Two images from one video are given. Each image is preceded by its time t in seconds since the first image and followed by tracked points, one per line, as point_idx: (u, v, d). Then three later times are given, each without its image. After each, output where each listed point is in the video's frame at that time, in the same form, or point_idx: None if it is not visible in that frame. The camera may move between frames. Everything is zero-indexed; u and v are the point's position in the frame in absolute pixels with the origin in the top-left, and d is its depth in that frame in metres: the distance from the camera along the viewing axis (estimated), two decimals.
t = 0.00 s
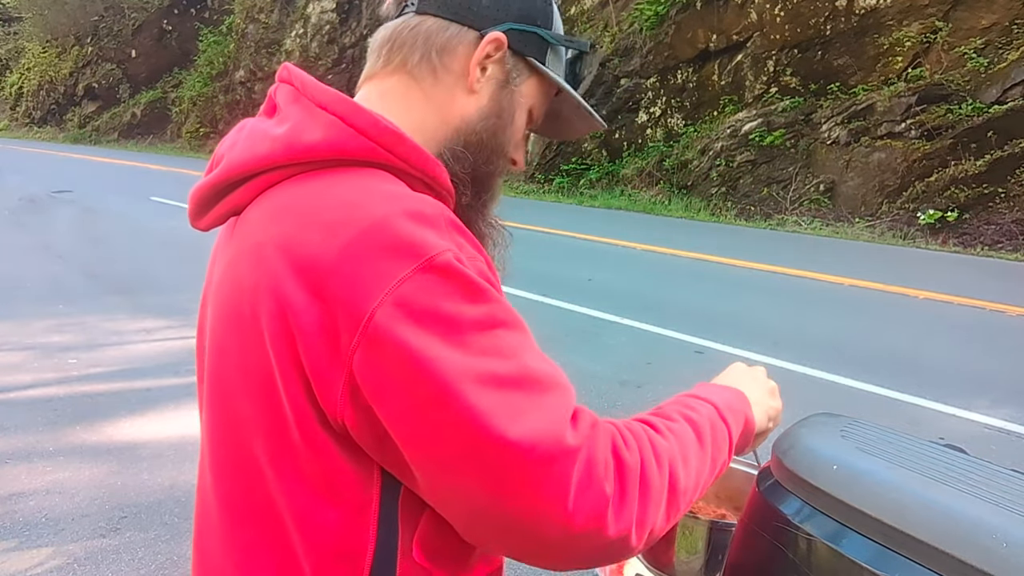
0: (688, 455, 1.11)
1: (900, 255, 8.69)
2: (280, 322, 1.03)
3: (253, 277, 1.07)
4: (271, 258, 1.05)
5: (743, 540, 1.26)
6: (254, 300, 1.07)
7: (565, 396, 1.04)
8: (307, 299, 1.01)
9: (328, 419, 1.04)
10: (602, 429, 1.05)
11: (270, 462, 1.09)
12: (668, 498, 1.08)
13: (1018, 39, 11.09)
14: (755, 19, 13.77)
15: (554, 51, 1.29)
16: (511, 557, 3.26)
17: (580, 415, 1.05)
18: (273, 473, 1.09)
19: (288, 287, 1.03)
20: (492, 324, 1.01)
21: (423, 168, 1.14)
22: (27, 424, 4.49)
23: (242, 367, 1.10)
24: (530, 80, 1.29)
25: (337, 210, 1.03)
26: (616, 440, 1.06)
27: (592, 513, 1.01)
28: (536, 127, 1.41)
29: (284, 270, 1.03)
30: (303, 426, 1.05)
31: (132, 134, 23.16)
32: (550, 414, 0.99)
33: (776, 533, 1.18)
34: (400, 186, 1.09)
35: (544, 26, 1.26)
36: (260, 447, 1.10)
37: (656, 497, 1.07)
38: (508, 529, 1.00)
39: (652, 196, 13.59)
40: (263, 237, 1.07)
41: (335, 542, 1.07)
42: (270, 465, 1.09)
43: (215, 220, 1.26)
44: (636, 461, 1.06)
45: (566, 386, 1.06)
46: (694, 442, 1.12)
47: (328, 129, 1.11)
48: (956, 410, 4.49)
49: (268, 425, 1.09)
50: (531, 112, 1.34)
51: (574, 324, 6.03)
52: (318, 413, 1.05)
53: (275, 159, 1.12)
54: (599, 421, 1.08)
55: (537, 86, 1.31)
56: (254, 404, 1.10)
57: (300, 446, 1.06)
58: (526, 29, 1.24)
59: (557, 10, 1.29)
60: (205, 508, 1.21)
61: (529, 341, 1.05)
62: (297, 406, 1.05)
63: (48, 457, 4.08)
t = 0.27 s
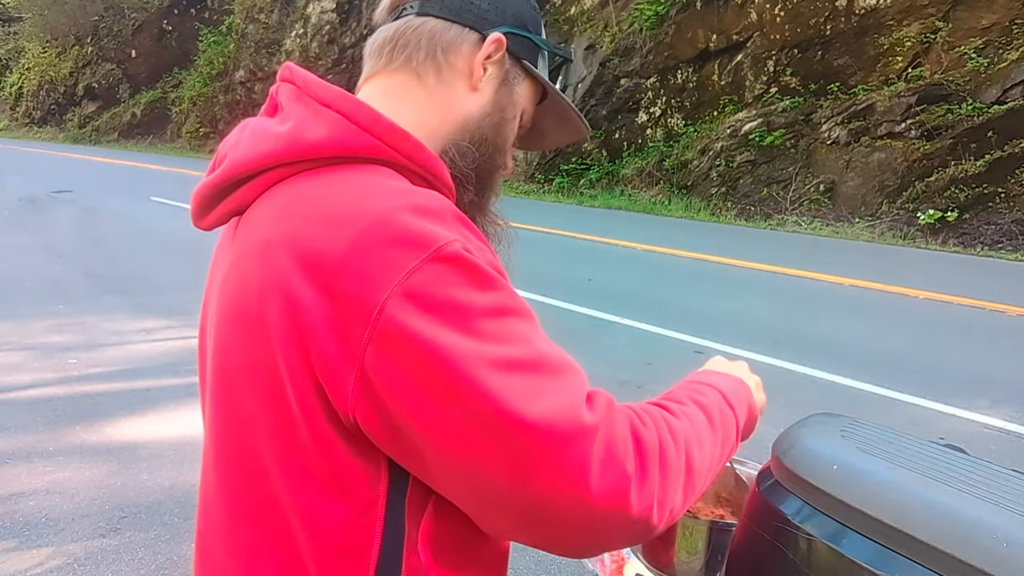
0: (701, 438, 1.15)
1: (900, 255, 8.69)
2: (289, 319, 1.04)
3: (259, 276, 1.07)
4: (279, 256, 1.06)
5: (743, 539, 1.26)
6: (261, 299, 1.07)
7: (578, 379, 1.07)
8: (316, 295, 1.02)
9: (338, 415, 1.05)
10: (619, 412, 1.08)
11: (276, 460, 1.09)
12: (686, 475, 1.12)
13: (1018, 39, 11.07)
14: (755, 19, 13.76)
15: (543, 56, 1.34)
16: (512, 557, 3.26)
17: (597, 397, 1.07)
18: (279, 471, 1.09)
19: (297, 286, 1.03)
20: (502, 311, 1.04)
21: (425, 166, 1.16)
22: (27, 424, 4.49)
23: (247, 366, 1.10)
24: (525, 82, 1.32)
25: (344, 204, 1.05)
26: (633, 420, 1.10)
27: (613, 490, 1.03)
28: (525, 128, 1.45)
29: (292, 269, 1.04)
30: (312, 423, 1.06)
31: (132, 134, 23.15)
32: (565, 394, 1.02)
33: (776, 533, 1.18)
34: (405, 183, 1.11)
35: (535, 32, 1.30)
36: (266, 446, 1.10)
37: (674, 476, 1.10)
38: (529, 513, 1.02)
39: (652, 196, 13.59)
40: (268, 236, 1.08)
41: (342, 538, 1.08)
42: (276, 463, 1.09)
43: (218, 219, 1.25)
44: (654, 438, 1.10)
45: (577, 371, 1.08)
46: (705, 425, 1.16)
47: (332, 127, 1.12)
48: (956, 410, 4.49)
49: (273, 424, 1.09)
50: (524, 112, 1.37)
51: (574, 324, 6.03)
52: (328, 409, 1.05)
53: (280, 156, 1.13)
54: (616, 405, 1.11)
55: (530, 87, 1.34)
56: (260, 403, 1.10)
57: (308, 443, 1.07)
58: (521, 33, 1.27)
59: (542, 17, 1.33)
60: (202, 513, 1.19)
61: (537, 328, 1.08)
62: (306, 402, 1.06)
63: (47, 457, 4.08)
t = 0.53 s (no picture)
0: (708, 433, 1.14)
1: (900, 255, 8.69)
2: (292, 318, 1.04)
3: (261, 277, 1.07)
4: (281, 254, 1.06)
5: (743, 540, 1.26)
6: (263, 300, 1.07)
7: (584, 371, 1.07)
8: (318, 292, 1.03)
9: (342, 415, 1.05)
10: (626, 403, 1.08)
11: (279, 462, 1.09)
12: (695, 474, 1.11)
13: (1018, 39, 11.07)
14: (755, 19, 13.76)
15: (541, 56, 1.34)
16: (511, 556, 3.26)
17: (603, 389, 1.07)
18: (281, 472, 1.09)
19: (300, 286, 1.03)
20: (505, 304, 1.04)
21: (427, 167, 1.16)
22: (28, 424, 4.49)
23: (249, 367, 1.10)
24: (524, 81, 1.33)
25: (346, 201, 1.05)
26: (641, 414, 1.09)
27: (623, 480, 1.02)
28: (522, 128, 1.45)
29: (294, 267, 1.05)
30: (314, 422, 1.06)
31: (132, 134, 23.15)
32: (570, 385, 1.02)
33: (775, 534, 1.18)
34: (408, 181, 1.11)
35: (532, 33, 1.30)
36: (268, 447, 1.09)
37: (687, 472, 1.09)
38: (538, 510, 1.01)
39: (652, 196, 13.60)
40: (270, 234, 1.08)
41: (341, 539, 1.09)
42: (278, 464, 1.09)
43: (218, 221, 1.25)
44: (662, 431, 1.09)
45: (583, 364, 1.08)
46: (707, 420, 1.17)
47: (334, 127, 1.12)
48: (956, 410, 4.49)
49: (276, 425, 1.09)
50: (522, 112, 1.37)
51: (574, 324, 6.03)
52: (331, 409, 1.05)
53: (282, 157, 1.13)
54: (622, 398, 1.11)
55: (528, 87, 1.35)
56: (262, 406, 1.09)
57: (309, 445, 1.07)
58: (520, 34, 1.27)
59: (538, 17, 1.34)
60: (203, 520, 1.18)
61: (541, 322, 1.08)
62: (307, 402, 1.06)
63: (47, 457, 4.08)
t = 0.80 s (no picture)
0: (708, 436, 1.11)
1: (900, 255, 8.69)
2: (297, 318, 1.05)
3: (268, 276, 1.07)
4: (286, 255, 1.06)
5: (743, 540, 1.26)
6: (269, 300, 1.07)
7: (581, 384, 1.05)
8: (321, 294, 1.03)
9: (347, 416, 1.05)
10: (610, 419, 1.06)
11: (283, 463, 1.09)
12: (687, 483, 1.08)
13: (1018, 39, 11.06)
14: (755, 19, 13.76)
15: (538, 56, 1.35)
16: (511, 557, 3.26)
17: (594, 405, 1.05)
18: (285, 473, 1.09)
19: (305, 286, 1.04)
20: (504, 315, 1.02)
21: (431, 167, 1.17)
22: (28, 424, 4.49)
23: (253, 366, 1.10)
24: (522, 80, 1.33)
25: (349, 205, 1.05)
26: (624, 429, 1.06)
27: (603, 503, 1.01)
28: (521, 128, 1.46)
29: (300, 267, 1.05)
30: (319, 422, 1.07)
31: (132, 134, 23.14)
32: (558, 403, 1.00)
33: (776, 533, 1.18)
34: (413, 183, 1.11)
35: (528, 34, 1.31)
36: (272, 448, 1.09)
37: (675, 487, 1.07)
38: (519, 527, 1.00)
39: (652, 196, 13.60)
40: (276, 235, 1.08)
41: (348, 540, 1.09)
42: (282, 465, 1.09)
43: (222, 221, 1.25)
44: (645, 448, 1.06)
45: (583, 376, 1.07)
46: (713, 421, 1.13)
47: (339, 127, 1.13)
48: (956, 410, 4.49)
49: (280, 424, 1.09)
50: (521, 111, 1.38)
51: (575, 324, 6.03)
52: (335, 411, 1.06)
53: (288, 156, 1.13)
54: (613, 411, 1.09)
55: (526, 86, 1.35)
56: (267, 405, 1.09)
57: (313, 445, 1.07)
58: (515, 33, 1.28)
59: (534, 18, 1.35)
60: (205, 518, 1.18)
61: (544, 334, 1.07)
62: (312, 401, 1.06)
63: (47, 457, 4.08)
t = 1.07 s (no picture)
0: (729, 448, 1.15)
1: (900, 255, 8.69)
2: (296, 317, 1.04)
3: (266, 275, 1.07)
4: (285, 255, 1.06)
5: (742, 540, 1.26)
6: (267, 299, 1.07)
7: (589, 380, 1.06)
8: (322, 292, 1.03)
9: (346, 414, 1.05)
10: (627, 413, 1.07)
11: (280, 462, 1.09)
12: (705, 483, 1.10)
13: (1018, 39, 11.07)
14: (755, 19, 13.76)
15: (537, 54, 1.34)
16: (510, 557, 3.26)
17: (607, 399, 1.06)
18: (285, 472, 1.09)
19: (303, 284, 1.04)
20: (508, 311, 1.03)
21: (429, 166, 1.16)
22: (28, 424, 4.49)
23: (251, 365, 1.10)
24: (521, 79, 1.33)
25: (349, 203, 1.05)
26: (646, 427, 1.08)
27: (622, 490, 1.02)
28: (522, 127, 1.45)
29: (299, 266, 1.05)
30: (318, 421, 1.07)
31: (132, 134, 23.13)
32: (568, 395, 1.01)
33: (776, 534, 1.18)
34: (412, 182, 1.11)
35: (528, 33, 1.31)
36: (273, 446, 1.09)
37: (693, 484, 1.09)
38: (535, 515, 1.01)
39: (652, 196, 13.60)
40: (275, 234, 1.08)
41: (347, 539, 1.09)
42: (282, 464, 1.09)
43: (219, 221, 1.25)
44: (668, 444, 1.08)
45: (589, 373, 1.07)
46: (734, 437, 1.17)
47: (339, 126, 1.13)
48: (956, 410, 4.49)
49: (279, 425, 1.09)
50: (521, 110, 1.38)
51: (575, 324, 6.03)
52: (334, 409, 1.06)
53: (287, 155, 1.13)
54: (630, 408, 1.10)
55: (525, 86, 1.35)
56: (266, 405, 1.09)
57: (312, 443, 1.07)
58: (513, 31, 1.27)
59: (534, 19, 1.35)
60: (201, 519, 1.18)
61: (549, 331, 1.07)
62: (314, 400, 1.06)
63: (48, 457, 4.08)
